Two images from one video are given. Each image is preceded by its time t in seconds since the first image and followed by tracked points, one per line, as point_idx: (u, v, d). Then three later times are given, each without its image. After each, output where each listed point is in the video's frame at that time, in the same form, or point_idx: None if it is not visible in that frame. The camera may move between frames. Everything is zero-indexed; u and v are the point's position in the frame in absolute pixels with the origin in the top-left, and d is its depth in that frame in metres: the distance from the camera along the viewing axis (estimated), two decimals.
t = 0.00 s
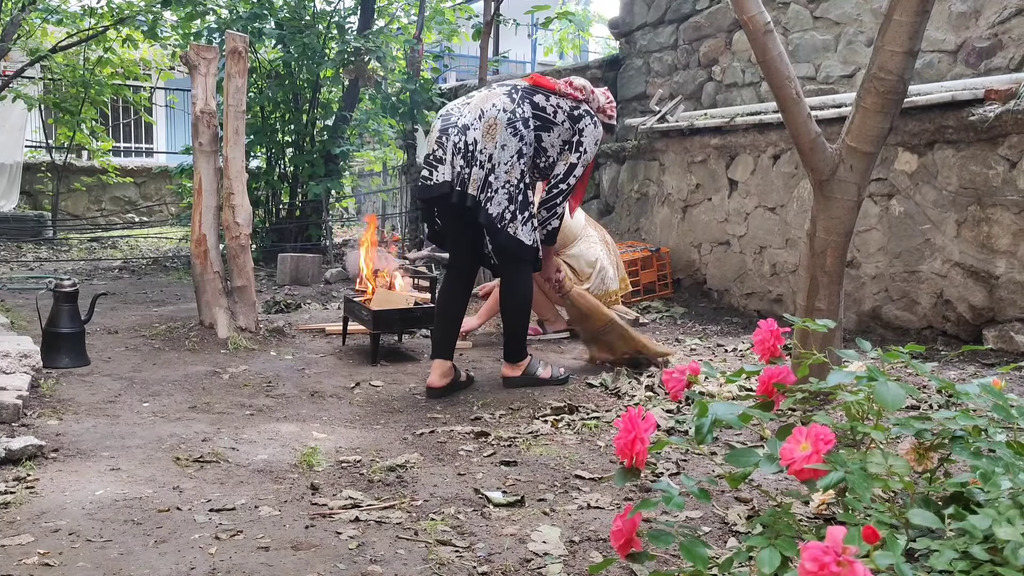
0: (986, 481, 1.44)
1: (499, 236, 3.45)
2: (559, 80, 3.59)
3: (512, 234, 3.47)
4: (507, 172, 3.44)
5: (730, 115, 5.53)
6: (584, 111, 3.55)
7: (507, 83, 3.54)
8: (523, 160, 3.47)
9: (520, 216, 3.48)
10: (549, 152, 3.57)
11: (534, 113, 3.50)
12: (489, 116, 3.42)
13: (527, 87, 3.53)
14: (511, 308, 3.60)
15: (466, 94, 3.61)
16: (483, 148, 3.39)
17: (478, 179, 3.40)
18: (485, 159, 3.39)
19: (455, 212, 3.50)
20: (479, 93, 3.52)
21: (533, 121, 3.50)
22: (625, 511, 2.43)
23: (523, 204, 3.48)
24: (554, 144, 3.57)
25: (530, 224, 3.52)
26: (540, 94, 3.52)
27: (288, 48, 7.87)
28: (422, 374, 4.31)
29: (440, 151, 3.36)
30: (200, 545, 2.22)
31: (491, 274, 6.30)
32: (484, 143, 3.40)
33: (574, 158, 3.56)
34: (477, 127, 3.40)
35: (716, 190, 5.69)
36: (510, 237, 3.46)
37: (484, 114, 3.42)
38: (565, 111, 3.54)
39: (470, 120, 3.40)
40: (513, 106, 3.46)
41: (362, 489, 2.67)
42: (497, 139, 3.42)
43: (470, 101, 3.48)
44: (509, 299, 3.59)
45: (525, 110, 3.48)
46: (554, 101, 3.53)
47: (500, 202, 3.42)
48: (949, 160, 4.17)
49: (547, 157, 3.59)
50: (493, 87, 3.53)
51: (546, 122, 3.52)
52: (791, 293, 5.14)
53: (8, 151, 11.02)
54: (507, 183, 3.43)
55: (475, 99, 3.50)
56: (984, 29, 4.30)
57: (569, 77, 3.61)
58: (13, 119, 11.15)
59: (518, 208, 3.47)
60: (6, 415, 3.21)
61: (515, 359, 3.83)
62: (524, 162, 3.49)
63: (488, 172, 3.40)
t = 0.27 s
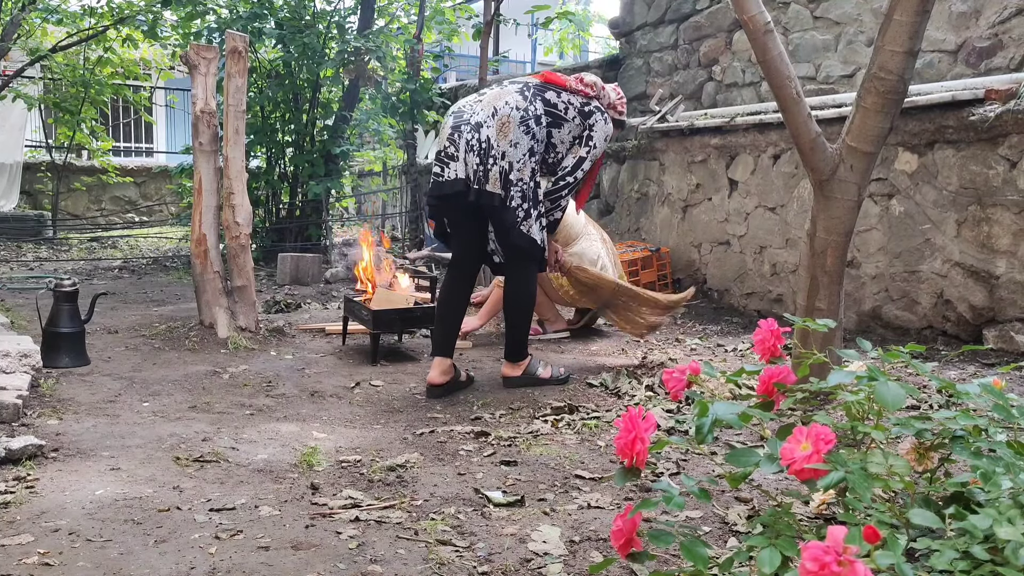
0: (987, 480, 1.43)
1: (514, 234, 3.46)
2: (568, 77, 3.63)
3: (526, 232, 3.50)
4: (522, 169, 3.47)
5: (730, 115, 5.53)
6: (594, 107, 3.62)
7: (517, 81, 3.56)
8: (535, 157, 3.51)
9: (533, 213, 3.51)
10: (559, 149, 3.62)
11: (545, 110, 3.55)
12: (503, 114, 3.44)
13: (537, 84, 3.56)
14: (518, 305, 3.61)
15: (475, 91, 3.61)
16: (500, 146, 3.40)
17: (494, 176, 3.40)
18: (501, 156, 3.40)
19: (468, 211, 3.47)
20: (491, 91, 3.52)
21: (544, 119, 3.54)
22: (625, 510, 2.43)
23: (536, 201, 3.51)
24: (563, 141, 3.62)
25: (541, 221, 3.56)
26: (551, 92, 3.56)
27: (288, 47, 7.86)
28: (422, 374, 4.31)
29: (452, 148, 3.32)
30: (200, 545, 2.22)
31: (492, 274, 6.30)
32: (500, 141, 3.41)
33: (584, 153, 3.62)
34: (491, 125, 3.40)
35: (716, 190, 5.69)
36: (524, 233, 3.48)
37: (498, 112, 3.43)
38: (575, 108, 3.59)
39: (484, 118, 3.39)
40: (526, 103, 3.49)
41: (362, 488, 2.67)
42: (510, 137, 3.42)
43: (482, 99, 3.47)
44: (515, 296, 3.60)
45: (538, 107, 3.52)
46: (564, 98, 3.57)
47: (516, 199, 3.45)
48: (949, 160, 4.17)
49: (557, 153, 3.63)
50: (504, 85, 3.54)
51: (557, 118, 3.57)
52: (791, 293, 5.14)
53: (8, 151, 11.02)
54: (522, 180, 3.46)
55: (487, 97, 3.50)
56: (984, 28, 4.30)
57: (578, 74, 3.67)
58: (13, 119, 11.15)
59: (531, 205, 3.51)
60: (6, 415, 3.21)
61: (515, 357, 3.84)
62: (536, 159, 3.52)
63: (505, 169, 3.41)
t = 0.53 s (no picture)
0: (987, 480, 1.43)
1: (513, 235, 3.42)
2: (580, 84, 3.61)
3: (527, 234, 3.45)
4: (525, 170, 3.43)
5: (730, 115, 5.53)
6: (605, 117, 3.57)
7: (527, 85, 3.56)
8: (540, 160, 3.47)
9: (536, 216, 3.46)
10: (567, 155, 3.58)
11: (554, 114, 3.51)
12: (508, 114, 3.45)
13: (547, 90, 3.55)
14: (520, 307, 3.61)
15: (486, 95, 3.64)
16: (502, 145, 3.41)
17: (496, 175, 3.40)
18: (503, 156, 3.40)
19: (472, 209, 3.54)
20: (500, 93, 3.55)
21: (552, 123, 3.51)
22: (625, 510, 2.43)
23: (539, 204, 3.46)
24: (572, 148, 3.57)
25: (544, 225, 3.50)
26: (561, 97, 3.54)
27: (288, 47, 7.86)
28: (422, 374, 4.31)
29: (457, 148, 3.48)
30: (200, 545, 2.22)
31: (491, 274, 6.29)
32: (503, 140, 3.42)
33: (598, 169, 3.59)
34: (495, 125, 3.45)
35: (716, 190, 5.69)
36: (525, 236, 3.45)
37: (503, 112, 3.46)
38: (584, 115, 3.55)
39: (489, 118, 3.47)
40: (532, 105, 3.47)
41: (362, 488, 2.67)
42: (514, 137, 3.41)
43: (490, 101, 3.53)
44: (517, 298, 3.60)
45: (545, 111, 3.49)
46: (574, 104, 3.54)
47: (517, 200, 3.41)
48: (949, 160, 4.17)
49: (565, 159, 3.59)
50: (514, 87, 3.57)
51: (565, 124, 3.53)
52: (791, 293, 5.14)
53: (7, 151, 11.01)
54: (525, 181, 3.42)
55: (495, 99, 3.55)
56: (984, 28, 4.30)
57: (591, 82, 3.63)
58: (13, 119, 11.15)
59: (534, 208, 3.46)
60: (6, 415, 3.20)
61: (516, 358, 3.83)
62: (541, 162, 3.48)
63: (507, 169, 3.40)
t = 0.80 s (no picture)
0: (987, 481, 1.43)
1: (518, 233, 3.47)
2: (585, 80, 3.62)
3: (533, 232, 3.48)
4: (531, 169, 3.47)
5: (730, 116, 5.54)
6: (610, 109, 3.57)
7: (533, 82, 3.58)
8: (547, 158, 3.50)
9: (542, 214, 3.50)
10: (573, 150, 3.58)
11: (559, 111, 3.53)
12: (514, 114, 3.46)
13: (553, 87, 3.57)
14: (523, 305, 3.61)
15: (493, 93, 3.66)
16: (508, 145, 3.43)
17: (502, 175, 3.43)
18: (509, 156, 3.43)
19: (478, 208, 3.52)
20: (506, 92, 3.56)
21: (557, 120, 3.53)
22: (625, 511, 2.43)
23: (544, 202, 3.50)
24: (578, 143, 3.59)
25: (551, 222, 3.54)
26: (566, 93, 3.55)
27: (288, 47, 7.85)
28: (421, 374, 4.32)
29: (464, 148, 3.40)
30: (200, 545, 2.22)
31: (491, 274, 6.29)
32: (509, 140, 3.44)
33: (598, 156, 3.56)
34: (502, 124, 3.44)
35: (715, 191, 5.69)
36: (530, 234, 3.48)
37: (509, 112, 3.46)
38: (590, 109, 3.56)
39: (496, 117, 3.45)
40: (539, 104, 3.49)
41: (362, 488, 2.67)
42: (521, 137, 3.44)
43: (497, 99, 3.54)
44: (521, 296, 3.59)
45: (551, 108, 3.51)
46: (579, 100, 3.55)
47: (523, 199, 3.45)
48: (949, 161, 4.17)
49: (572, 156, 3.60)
50: (520, 85, 3.57)
51: (570, 120, 3.54)
52: (791, 293, 5.14)
53: (7, 151, 11.01)
54: (531, 180, 3.46)
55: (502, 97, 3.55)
56: (984, 29, 4.30)
57: (597, 77, 3.65)
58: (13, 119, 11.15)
59: (540, 207, 3.50)
60: (6, 415, 3.20)
61: (516, 358, 3.83)
62: (547, 160, 3.51)
63: (512, 168, 3.43)
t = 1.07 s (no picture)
0: (986, 481, 1.43)
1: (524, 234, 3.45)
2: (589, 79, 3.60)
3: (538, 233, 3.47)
4: (536, 170, 3.45)
5: (730, 116, 5.54)
6: (616, 109, 3.58)
7: (536, 82, 3.56)
8: (551, 159, 3.49)
9: (547, 215, 3.48)
10: (578, 151, 3.59)
11: (563, 112, 3.53)
12: (517, 115, 3.45)
13: (556, 87, 3.55)
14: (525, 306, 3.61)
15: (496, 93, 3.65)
16: (512, 146, 3.42)
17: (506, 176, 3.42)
18: (513, 156, 3.41)
19: (483, 209, 3.54)
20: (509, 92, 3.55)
21: (561, 120, 3.52)
22: (625, 511, 2.43)
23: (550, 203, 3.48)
24: (582, 143, 3.58)
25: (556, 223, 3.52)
26: (569, 94, 3.54)
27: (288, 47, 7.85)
28: (421, 374, 4.32)
29: (468, 148, 3.51)
30: (200, 546, 2.22)
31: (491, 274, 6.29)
32: (512, 141, 3.43)
33: (605, 154, 3.55)
34: (505, 125, 3.45)
35: (715, 191, 5.69)
36: (538, 234, 3.47)
37: (512, 112, 3.46)
38: (593, 109, 3.56)
39: (498, 118, 3.48)
40: (541, 105, 3.47)
41: (362, 489, 2.67)
42: (523, 137, 3.42)
43: (499, 100, 3.53)
44: (523, 298, 3.59)
45: (554, 109, 3.50)
46: (582, 100, 3.55)
47: (528, 199, 3.43)
48: (949, 161, 4.17)
49: (576, 155, 3.60)
50: (523, 86, 3.56)
51: (574, 120, 3.54)
52: (791, 293, 5.14)
53: (7, 151, 11.01)
54: (536, 180, 3.44)
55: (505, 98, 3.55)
56: (984, 29, 4.30)
57: (602, 77, 3.64)
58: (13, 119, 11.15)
59: (545, 207, 3.48)
60: (5, 415, 3.20)
61: (516, 358, 3.83)
62: (552, 160, 3.50)
63: (517, 169, 3.42)
